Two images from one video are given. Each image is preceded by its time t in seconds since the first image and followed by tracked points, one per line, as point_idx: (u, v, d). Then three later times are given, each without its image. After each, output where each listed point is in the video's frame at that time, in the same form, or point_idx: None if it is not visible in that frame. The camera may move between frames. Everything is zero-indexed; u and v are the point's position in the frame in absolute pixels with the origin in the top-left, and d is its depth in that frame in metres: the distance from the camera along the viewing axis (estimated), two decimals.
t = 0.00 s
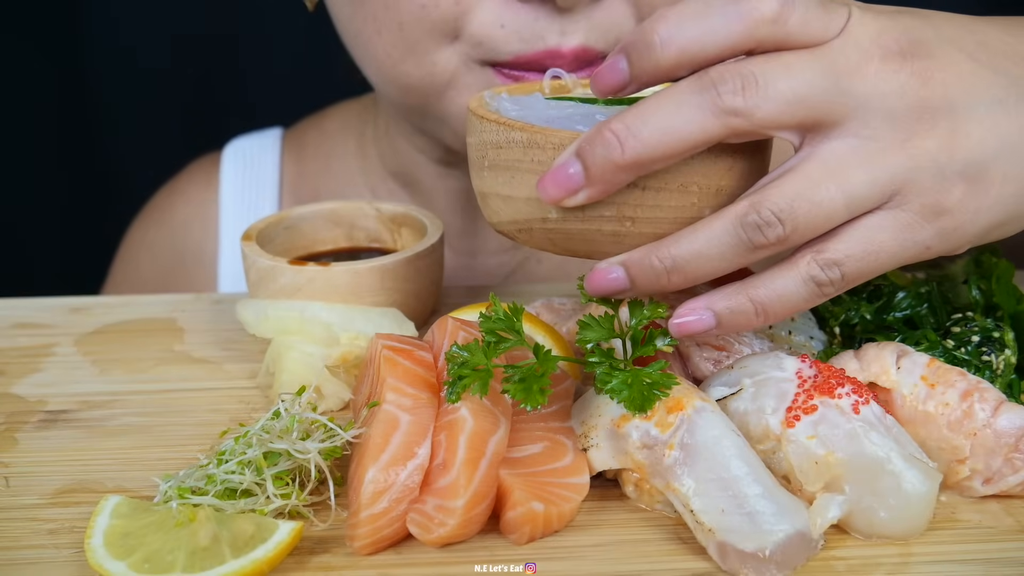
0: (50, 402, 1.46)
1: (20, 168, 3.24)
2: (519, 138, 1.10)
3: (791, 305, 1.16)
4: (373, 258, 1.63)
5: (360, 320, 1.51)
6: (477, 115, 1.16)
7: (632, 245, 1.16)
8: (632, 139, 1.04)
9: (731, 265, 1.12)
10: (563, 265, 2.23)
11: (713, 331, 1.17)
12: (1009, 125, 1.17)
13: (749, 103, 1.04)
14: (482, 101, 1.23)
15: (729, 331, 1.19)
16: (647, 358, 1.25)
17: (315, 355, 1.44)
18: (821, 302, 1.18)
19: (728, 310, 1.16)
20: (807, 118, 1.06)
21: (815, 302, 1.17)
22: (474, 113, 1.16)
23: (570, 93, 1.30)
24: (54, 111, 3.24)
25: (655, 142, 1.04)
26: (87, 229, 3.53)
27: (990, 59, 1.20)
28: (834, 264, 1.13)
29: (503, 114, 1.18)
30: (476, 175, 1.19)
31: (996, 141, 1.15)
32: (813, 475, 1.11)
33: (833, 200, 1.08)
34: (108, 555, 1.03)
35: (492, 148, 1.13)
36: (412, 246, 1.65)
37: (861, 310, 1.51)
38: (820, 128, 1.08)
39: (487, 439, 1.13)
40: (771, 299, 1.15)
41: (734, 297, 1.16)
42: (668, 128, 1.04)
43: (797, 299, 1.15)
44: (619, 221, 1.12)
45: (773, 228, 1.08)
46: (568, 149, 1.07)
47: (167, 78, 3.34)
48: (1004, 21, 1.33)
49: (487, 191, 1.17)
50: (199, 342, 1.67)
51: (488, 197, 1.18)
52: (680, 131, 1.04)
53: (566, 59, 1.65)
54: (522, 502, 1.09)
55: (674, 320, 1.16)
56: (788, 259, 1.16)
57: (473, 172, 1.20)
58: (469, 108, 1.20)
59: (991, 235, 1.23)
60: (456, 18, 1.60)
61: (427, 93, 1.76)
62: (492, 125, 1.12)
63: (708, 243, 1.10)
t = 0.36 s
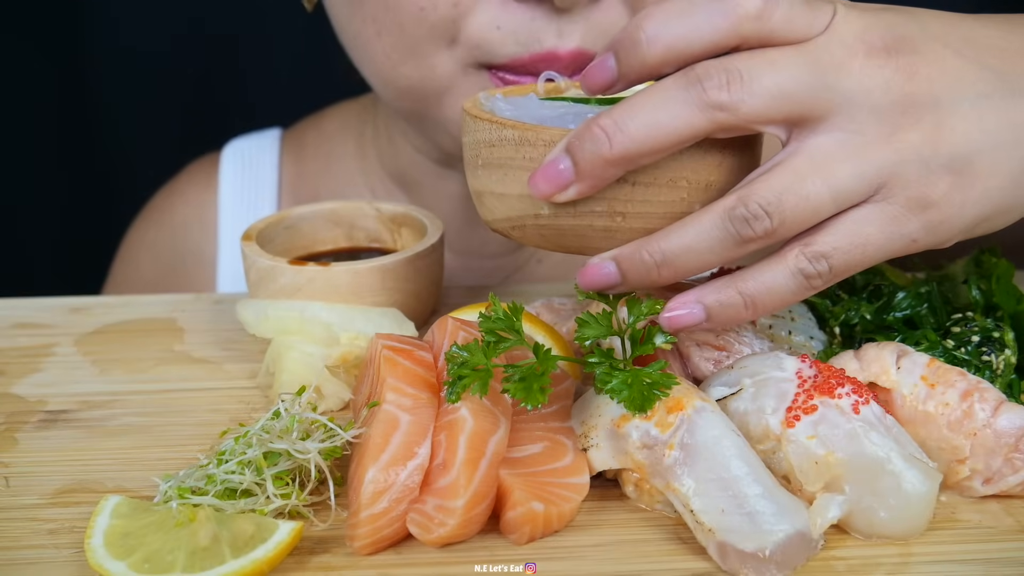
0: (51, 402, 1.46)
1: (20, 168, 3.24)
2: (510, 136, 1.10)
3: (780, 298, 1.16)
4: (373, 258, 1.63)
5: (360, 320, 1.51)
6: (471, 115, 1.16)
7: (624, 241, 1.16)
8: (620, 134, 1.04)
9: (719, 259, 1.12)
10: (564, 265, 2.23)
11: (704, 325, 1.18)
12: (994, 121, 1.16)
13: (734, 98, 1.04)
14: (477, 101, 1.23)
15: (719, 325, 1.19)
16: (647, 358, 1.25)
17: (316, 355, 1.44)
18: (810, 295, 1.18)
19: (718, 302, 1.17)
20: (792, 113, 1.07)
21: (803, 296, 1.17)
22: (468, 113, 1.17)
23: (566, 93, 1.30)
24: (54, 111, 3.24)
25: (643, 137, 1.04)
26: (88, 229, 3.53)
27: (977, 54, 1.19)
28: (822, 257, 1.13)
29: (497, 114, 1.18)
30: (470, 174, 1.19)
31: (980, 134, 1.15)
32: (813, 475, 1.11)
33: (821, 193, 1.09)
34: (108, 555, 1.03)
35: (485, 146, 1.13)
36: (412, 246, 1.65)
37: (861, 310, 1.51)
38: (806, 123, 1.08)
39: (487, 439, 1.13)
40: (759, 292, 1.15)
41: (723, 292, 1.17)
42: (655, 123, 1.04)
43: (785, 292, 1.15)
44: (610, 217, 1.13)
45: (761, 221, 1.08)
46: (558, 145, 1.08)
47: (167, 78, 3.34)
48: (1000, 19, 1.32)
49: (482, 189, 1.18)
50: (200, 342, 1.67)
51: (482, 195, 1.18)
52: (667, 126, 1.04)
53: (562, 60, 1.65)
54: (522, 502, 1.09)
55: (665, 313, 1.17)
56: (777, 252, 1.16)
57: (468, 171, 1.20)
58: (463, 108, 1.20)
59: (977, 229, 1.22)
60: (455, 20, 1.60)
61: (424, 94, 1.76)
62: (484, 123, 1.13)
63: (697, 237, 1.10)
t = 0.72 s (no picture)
0: (50, 402, 1.46)
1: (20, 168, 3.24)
2: (508, 139, 1.10)
3: (777, 299, 1.16)
4: (373, 258, 1.63)
5: (360, 320, 1.51)
6: (468, 119, 1.16)
7: (621, 243, 1.16)
8: (616, 136, 1.04)
9: (716, 261, 1.12)
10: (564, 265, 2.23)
11: (702, 327, 1.17)
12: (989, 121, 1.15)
13: (728, 99, 1.04)
14: (474, 106, 1.23)
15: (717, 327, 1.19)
16: (646, 358, 1.25)
17: (316, 355, 1.44)
18: (808, 297, 1.18)
19: (716, 305, 1.16)
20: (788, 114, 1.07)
21: (801, 298, 1.17)
22: (465, 118, 1.17)
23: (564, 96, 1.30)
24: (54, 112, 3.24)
25: (639, 138, 1.04)
26: (88, 230, 3.52)
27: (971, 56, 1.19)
28: (819, 258, 1.13)
29: (494, 117, 1.18)
30: (468, 177, 1.19)
31: (978, 136, 1.15)
32: (813, 475, 1.11)
33: (818, 195, 1.09)
34: (108, 555, 1.03)
35: (482, 150, 1.13)
36: (412, 246, 1.65)
37: (861, 310, 1.51)
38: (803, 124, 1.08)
39: (487, 439, 1.13)
40: (757, 294, 1.15)
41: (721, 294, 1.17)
42: (651, 125, 1.04)
43: (783, 294, 1.15)
44: (607, 219, 1.13)
45: (757, 223, 1.09)
46: (554, 147, 1.08)
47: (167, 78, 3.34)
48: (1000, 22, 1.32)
49: (479, 193, 1.17)
50: (199, 342, 1.67)
51: (480, 199, 1.18)
52: (662, 128, 1.04)
53: (565, 56, 1.64)
54: (522, 502, 1.09)
55: (661, 316, 1.16)
56: (775, 254, 1.16)
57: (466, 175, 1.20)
58: (461, 113, 1.20)
59: (975, 231, 1.21)
60: (455, 26, 1.61)
61: (424, 96, 1.76)
62: (482, 127, 1.13)
63: (693, 239, 1.10)
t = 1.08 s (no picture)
0: (50, 402, 1.46)
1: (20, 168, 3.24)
2: (501, 119, 1.09)
3: (776, 274, 1.16)
4: (373, 258, 1.63)
5: (360, 320, 1.51)
6: (461, 103, 1.15)
7: (616, 225, 1.15)
8: (609, 110, 1.03)
9: (712, 237, 1.12)
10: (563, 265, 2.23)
11: (699, 304, 1.16)
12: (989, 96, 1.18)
13: (722, 70, 1.04)
14: (468, 93, 1.22)
15: (714, 306, 1.19)
16: (646, 358, 1.25)
17: (316, 355, 1.44)
18: (807, 273, 1.18)
19: (712, 281, 1.15)
20: (783, 85, 1.07)
21: (800, 273, 1.17)
22: (458, 102, 1.16)
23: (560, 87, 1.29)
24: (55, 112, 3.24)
25: (632, 112, 1.03)
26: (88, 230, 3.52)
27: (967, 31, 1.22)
28: (817, 232, 1.13)
29: (488, 101, 1.17)
30: (461, 163, 1.17)
31: (974, 109, 1.17)
32: (813, 475, 1.11)
33: (815, 169, 1.10)
34: (108, 555, 1.03)
35: (475, 132, 1.12)
36: (412, 246, 1.65)
37: (861, 310, 1.51)
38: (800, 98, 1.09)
39: (487, 439, 1.13)
40: (755, 269, 1.15)
41: (718, 271, 1.16)
42: (645, 98, 1.03)
43: (781, 269, 1.15)
44: (601, 199, 1.11)
45: (754, 196, 1.09)
46: (547, 124, 1.07)
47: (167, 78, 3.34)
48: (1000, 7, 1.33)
49: (472, 178, 1.15)
50: (199, 342, 1.67)
51: (473, 184, 1.16)
52: (655, 101, 1.03)
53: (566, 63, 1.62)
54: (522, 502, 1.09)
55: (658, 292, 1.16)
56: (771, 229, 1.16)
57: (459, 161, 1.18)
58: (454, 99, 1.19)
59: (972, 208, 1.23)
60: (456, 22, 1.60)
61: (424, 95, 1.76)
62: (474, 109, 1.11)
63: (690, 216, 1.09)
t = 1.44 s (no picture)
0: (50, 401, 1.46)
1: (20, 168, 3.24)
2: (480, 112, 1.15)
3: (754, 252, 1.19)
4: (373, 258, 1.63)
5: (360, 320, 1.51)
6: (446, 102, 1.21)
7: (596, 209, 1.20)
8: (581, 93, 1.08)
9: (689, 216, 1.16)
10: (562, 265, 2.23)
11: (679, 285, 1.21)
12: (960, 73, 1.20)
13: (689, 48, 1.08)
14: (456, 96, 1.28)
15: (695, 285, 1.22)
16: (646, 358, 1.24)
17: (316, 355, 1.44)
18: (787, 251, 1.21)
19: (691, 262, 1.20)
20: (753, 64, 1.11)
21: (778, 250, 1.20)
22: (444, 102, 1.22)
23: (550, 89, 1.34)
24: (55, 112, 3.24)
25: (603, 94, 1.08)
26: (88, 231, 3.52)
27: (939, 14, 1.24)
28: (793, 208, 1.17)
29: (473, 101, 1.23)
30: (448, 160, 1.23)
31: (947, 81, 1.19)
32: (813, 475, 1.11)
33: (788, 146, 1.13)
34: (108, 555, 1.03)
35: (458, 127, 1.18)
36: (412, 246, 1.65)
37: (861, 310, 1.51)
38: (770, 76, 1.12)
39: (487, 439, 1.13)
40: (733, 247, 1.19)
41: (698, 251, 1.20)
42: (614, 79, 1.08)
43: (759, 246, 1.19)
44: (580, 184, 1.16)
45: (728, 173, 1.12)
46: (523, 113, 1.12)
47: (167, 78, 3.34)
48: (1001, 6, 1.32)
49: (458, 173, 1.21)
50: (199, 342, 1.67)
51: (459, 179, 1.22)
52: (625, 82, 1.08)
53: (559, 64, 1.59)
54: (522, 502, 1.09)
55: (638, 277, 1.21)
56: (749, 208, 1.20)
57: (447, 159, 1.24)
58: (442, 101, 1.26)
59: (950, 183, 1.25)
60: (449, 27, 1.60)
61: (420, 96, 1.76)
62: (457, 106, 1.18)
63: (666, 196, 1.14)
